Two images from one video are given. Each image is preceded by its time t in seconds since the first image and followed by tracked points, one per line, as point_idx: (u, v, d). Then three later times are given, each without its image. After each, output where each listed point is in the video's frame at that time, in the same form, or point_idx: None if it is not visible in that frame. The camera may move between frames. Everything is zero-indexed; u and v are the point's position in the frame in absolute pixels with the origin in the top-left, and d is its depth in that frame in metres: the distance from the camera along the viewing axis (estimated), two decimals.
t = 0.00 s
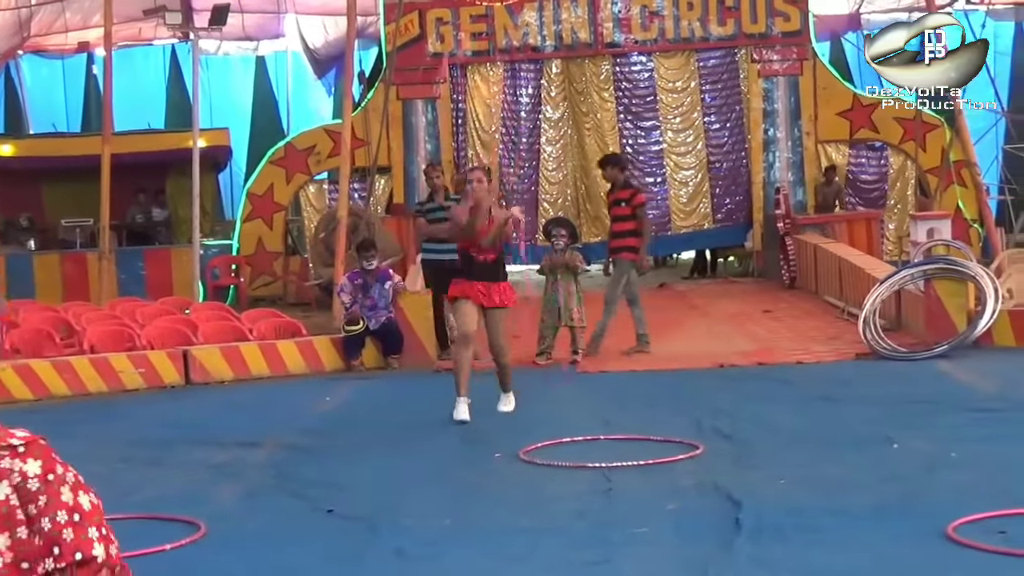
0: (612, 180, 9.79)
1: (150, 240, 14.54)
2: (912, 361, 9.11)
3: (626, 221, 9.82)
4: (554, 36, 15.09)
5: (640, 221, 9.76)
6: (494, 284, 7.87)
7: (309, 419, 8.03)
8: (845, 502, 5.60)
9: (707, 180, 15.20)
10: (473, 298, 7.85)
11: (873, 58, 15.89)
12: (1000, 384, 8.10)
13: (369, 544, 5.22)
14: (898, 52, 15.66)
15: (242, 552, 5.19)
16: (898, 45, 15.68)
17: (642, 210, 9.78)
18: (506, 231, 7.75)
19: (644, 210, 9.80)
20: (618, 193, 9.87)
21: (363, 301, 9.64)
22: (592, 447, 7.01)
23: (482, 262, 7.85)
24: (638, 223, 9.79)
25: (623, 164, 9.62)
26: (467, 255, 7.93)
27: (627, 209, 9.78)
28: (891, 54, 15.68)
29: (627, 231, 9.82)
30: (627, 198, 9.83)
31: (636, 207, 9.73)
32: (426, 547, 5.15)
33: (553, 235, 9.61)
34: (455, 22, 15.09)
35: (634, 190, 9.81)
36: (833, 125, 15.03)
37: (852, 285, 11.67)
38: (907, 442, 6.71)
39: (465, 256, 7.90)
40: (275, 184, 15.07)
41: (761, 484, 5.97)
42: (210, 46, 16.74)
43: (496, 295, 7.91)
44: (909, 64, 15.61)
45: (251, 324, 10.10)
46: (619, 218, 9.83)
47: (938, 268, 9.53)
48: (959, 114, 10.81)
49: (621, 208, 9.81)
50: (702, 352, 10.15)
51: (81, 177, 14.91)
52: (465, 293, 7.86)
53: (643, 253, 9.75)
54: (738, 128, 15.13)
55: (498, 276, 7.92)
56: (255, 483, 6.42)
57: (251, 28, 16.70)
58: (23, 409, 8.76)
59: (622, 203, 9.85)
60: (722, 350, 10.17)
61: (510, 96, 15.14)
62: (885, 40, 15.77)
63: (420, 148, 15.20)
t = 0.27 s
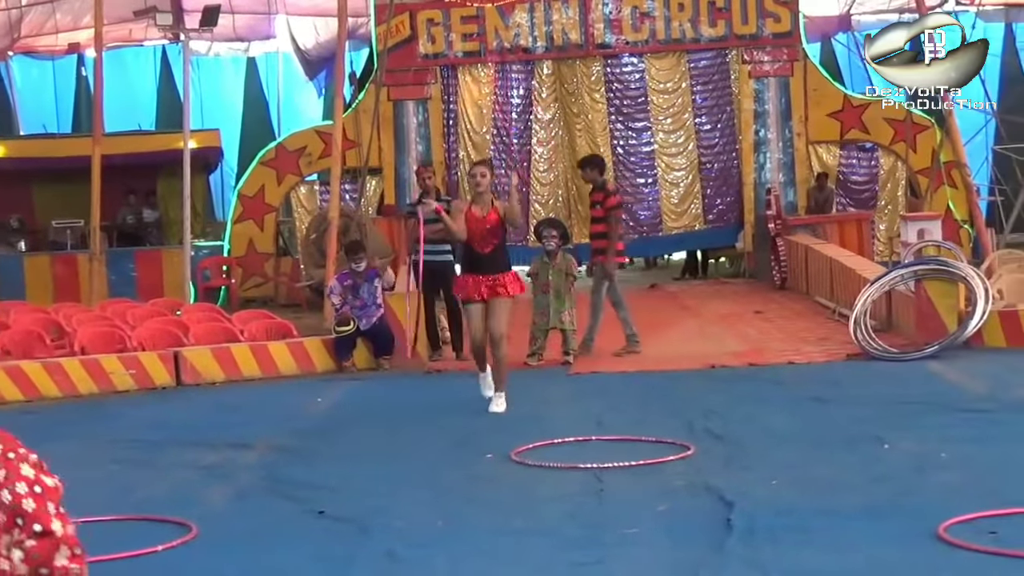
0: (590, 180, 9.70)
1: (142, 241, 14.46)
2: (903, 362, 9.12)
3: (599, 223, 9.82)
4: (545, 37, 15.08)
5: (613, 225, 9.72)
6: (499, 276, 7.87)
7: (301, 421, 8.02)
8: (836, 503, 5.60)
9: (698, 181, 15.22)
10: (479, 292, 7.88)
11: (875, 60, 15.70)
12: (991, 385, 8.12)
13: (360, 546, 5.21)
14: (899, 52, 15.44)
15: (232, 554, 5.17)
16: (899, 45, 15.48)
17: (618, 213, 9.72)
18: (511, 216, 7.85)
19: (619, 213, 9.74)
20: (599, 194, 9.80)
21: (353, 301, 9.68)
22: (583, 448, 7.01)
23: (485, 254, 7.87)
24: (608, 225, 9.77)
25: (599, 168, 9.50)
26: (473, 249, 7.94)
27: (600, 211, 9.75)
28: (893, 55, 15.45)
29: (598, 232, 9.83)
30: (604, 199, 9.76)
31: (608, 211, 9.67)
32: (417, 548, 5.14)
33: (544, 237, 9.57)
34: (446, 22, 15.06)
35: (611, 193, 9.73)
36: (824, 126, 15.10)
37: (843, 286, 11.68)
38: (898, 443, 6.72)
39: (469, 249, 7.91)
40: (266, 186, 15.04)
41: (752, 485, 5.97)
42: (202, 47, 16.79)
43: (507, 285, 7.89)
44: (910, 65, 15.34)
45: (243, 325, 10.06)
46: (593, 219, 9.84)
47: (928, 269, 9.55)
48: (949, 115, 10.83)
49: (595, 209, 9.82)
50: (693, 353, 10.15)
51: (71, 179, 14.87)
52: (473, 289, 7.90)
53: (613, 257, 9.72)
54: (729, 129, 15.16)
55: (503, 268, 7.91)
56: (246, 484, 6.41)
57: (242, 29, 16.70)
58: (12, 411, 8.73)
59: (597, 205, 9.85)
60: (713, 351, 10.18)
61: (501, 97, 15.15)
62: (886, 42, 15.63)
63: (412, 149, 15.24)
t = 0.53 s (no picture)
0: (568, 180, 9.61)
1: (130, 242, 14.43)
2: (892, 362, 9.15)
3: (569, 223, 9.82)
4: (535, 38, 15.08)
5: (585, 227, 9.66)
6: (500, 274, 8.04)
7: (291, 421, 8.01)
8: (825, 503, 5.62)
9: (687, 183, 15.24)
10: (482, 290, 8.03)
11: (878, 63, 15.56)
12: (980, 385, 8.14)
13: (350, 547, 5.20)
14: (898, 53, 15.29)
15: (222, 554, 5.16)
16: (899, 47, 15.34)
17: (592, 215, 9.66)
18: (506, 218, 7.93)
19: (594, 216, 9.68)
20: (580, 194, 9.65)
21: (340, 302, 9.63)
22: (573, 449, 7.01)
23: (486, 255, 8.04)
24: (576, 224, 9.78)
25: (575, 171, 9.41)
26: (474, 250, 8.08)
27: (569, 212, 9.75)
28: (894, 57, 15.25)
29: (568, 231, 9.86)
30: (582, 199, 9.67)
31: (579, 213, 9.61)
32: (407, 549, 5.14)
33: (534, 238, 9.57)
34: (435, 23, 15.05)
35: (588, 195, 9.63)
36: (813, 127, 15.15)
37: (833, 287, 11.70)
38: (887, 443, 6.73)
39: (471, 248, 8.06)
40: (255, 187, 15.07)
41: (741, 485, 5.98)
42: (191, 47, 16.70)
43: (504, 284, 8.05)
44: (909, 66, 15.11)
45: (232, 325, 10.05)
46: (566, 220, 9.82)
47: (917, 270, 9.58)
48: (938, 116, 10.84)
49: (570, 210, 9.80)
50: (683, 353, 10.16)
51: (60, 179, 14.83)
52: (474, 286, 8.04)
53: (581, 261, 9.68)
54: (719, 129, 15.18)
55: (504, 267, 8.08)
56: (236, 485, 6.39)
57: (231, 30, 16.62)
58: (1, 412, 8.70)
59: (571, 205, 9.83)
60: (703, 352, 10.19)
61: (491, 99, 15.15)
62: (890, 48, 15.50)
63: (401, 150, 15.16)
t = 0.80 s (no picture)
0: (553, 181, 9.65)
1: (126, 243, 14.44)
2: (888, 363, 9.15)
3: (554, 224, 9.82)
4: (530, 39, 15.08)
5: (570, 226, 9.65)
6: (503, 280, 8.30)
7: (287, 422, 8.00)
8: (821, 503, 5.62)
9: (683, 183, 15.24)
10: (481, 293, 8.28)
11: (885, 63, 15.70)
12: (976, 386, 8.16)
13: (347, 547, 5.20)
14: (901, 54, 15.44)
15: (218, 555, 5.16)
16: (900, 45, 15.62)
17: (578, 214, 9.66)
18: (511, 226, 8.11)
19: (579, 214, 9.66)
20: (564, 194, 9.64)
21: (337, 303, 9.62)
22: (569, 450, 7.01)
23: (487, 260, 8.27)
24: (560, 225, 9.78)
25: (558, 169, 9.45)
26: (476, 253, 8.31)
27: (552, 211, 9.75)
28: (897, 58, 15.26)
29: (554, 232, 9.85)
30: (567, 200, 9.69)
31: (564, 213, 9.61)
32: (404, 549, 5.14)
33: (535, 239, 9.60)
34: (431, 24, 15.06)
35: (572, 195, 9.64)
36: (809, 127, 15.17)
37: (828, 288, 11.72)
38: (883, 443, 6.74)
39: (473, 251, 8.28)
40: (251, 188, 15.05)
41: (738, 486, 5.99)
42: (187, 47, 16.68)
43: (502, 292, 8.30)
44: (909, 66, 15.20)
45: (228, 326, 10.05)
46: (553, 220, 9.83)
47: (913, 270, 9.59)
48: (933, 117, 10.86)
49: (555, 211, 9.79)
50: (679, 354, 10.16)
51: (55, 180, 14.82)
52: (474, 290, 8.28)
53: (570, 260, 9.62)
54: (714, 130, 15.18)
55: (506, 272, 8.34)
56: (232, 486, 6.39)
57: (226, 31, 16.66)
58: None
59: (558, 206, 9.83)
60: (699, 352, 10.20)
61: (486, 99, 15.14)
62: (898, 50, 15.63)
63: (396, 151, 15.24)
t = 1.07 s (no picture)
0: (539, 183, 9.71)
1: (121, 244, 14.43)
2: (883, 364, 9.16)
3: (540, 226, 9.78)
4: (525, 40, 15.07)
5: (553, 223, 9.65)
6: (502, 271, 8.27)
7: (281, 423, 8.00)
8: (816, 504, 5.63)
9: (678, 185, 15.24)
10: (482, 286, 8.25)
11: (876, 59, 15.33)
12: (970, 387, 8.17)
13: (340, 549, 5.19)
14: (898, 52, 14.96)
15: (212, 557, 5.15)
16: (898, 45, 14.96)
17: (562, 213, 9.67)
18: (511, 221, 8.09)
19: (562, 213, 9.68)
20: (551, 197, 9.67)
21: (332, 305, 9.61)
22: (564, 451, 7.01)
23: (490, 253, 8.23)
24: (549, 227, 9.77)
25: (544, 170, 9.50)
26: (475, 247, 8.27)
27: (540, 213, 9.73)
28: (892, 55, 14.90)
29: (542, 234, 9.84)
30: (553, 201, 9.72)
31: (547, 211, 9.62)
32: (398, 551, 5.13)
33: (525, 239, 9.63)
34: (425, 25, 15.06)
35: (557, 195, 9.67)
36: (803, 128, 15.18)
37: (823, 289, 11.73)
38: (878, 445, 6.75)
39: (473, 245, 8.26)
40: (246, 190, 15.01)
41: (732, 487, 5.99)
42: (181, 49, 16.68)
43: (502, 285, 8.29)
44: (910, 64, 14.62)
45: (222, 328, 10.04)
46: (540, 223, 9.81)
47: (907, 271, 9.59)
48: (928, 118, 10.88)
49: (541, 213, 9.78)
50: (674, 355, 10.16)
51: (50, 181, 14.80)
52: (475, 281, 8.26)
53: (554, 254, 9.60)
54: (709, 132, 15.18)
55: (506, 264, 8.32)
56: (226, 487, 6.38)
57: (221, 31, 16.82)
58: None
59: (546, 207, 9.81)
60: (694, 354, 10.20)
61: (481, 101, 15.15)
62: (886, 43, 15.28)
63: (391, 152, 15.21)
